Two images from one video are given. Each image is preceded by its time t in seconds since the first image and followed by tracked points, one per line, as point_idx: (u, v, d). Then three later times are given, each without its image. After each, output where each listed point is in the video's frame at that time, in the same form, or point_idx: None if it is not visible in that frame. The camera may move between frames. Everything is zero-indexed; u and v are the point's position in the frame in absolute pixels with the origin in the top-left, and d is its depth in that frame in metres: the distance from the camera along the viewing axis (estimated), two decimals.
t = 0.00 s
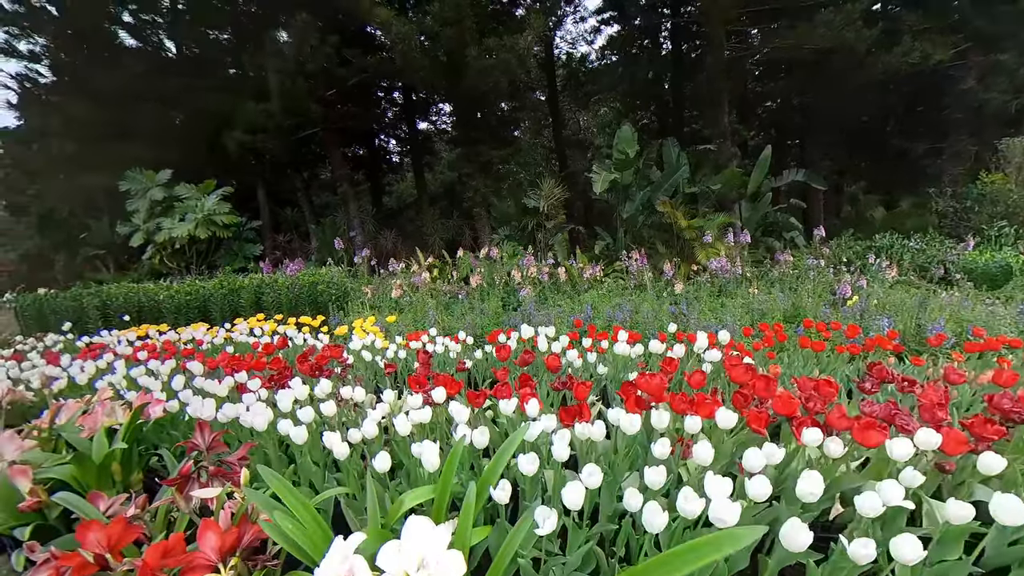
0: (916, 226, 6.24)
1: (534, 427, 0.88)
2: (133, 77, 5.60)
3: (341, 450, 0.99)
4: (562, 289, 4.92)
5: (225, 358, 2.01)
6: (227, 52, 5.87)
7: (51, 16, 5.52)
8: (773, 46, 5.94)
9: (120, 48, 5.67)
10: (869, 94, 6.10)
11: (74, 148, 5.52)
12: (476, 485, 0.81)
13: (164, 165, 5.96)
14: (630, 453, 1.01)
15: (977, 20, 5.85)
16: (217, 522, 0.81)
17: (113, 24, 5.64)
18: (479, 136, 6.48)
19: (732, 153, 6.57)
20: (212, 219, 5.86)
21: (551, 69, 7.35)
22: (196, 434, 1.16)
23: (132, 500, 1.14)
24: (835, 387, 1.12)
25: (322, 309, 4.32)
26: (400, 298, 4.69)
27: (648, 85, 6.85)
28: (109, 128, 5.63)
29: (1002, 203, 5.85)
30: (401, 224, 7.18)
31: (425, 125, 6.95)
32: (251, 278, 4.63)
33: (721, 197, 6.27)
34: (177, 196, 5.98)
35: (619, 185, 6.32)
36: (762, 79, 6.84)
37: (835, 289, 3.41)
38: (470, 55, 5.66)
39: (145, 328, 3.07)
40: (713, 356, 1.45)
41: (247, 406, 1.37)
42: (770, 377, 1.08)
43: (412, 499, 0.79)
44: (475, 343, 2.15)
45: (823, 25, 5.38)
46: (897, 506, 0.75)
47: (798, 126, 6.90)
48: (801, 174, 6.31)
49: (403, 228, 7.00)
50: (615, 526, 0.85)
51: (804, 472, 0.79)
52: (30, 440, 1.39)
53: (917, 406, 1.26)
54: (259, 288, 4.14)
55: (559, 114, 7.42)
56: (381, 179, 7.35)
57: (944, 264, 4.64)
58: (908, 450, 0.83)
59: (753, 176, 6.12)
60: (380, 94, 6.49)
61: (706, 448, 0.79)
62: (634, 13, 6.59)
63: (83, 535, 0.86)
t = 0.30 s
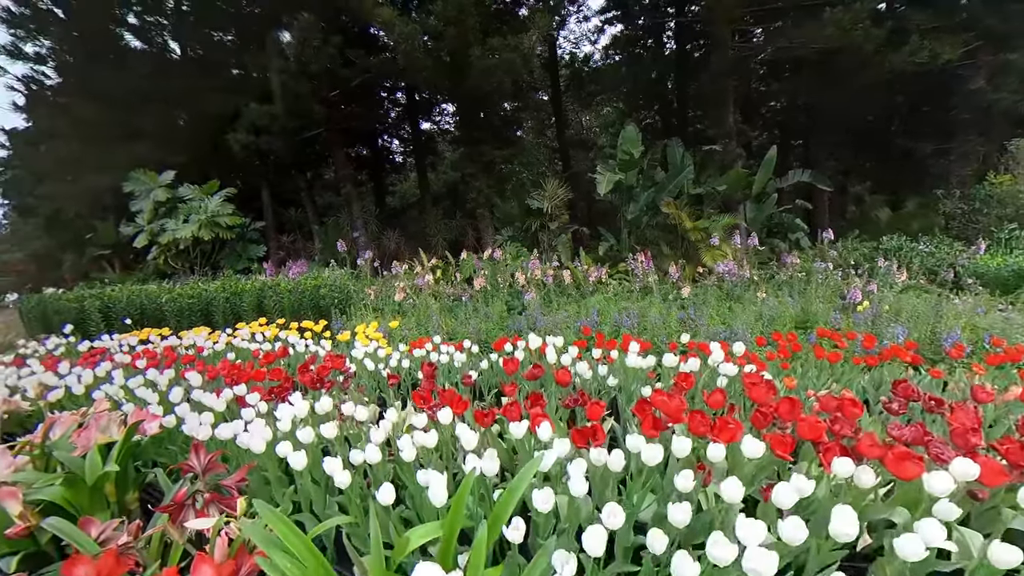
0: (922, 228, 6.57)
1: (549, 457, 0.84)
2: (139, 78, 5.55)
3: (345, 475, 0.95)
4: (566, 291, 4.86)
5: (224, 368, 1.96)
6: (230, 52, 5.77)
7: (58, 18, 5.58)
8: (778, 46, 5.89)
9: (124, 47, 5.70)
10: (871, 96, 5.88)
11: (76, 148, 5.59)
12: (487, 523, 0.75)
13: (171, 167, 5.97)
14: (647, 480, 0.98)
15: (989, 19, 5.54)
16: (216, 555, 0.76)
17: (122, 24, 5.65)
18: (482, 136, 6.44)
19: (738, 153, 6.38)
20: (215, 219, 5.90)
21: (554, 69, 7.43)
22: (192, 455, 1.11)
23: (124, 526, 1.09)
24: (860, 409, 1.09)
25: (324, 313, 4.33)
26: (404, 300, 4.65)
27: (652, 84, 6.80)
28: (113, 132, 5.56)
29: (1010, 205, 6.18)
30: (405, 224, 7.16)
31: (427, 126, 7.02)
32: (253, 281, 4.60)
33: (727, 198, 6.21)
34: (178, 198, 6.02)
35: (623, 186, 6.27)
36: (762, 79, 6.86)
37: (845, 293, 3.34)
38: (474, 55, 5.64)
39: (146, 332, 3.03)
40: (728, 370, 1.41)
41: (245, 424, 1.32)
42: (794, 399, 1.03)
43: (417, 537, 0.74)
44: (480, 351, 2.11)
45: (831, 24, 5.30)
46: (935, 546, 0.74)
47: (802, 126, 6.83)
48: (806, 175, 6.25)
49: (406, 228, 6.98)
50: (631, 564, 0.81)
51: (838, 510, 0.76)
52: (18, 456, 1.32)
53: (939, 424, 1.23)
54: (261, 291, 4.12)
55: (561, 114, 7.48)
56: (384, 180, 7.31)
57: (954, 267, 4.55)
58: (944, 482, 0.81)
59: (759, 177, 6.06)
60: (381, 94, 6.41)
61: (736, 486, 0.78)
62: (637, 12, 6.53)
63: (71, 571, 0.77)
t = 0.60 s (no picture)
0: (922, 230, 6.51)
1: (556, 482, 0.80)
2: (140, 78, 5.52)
3: (346, 497, 0.92)
4: (567, 294, 4.81)
5: (222, 377, 1.93)
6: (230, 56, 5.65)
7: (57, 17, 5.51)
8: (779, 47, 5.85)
9: (124, 47, 5.10)
10: (874, 95, 5.87)
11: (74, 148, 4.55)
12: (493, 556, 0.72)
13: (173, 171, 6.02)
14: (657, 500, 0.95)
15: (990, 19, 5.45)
16: None
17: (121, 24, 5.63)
18: (482, 136, 6.40)
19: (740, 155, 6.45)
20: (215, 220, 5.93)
21: (556, 69, 7.38)
22: (185, 475, 1.07)
23: (116, 548, 1.05)
24: (874, 426, 1.07)
25: (324, 316, 4.29)
26: (404, 303, 4.61)
27: (652, 84, 6.77)
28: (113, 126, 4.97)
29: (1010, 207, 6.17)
30: (405, 225, 7.15)
31: (428, 125, 6.88)
32: (252, 283, 4.57)
33: (728, 199, 6.19)
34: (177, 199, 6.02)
35: (624, 187, 6.25)
36: (766, 79, 6.71)
37: (849, 297, 3.31)
38: (474, 55, 5.61)
39: (145, 336, 3.00)
40: (737, 383, 1.38)
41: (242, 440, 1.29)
42: (809, 417, 1.00)
43: (420, 567, 0.69)
44: (482, 359, 2.07)
45: (833, 25, 5.25)
46: None
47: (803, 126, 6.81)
48: (807, 176, 6.24)
49: (407, 229, 6.96)
50: None
51: (857, 541, 0.73)
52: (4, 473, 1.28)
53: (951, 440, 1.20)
54: (260, 294, 4.08)
55: (562, 114, 7.41)
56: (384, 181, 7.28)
57: (957, 270, 4.50)
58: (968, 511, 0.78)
59: (759, 178, 6.05)
60: (382, 95, 6.35)
61: (754, 518, 0.74)
62: (638, 11, 6.35)
63: None
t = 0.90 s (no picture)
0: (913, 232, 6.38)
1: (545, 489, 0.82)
2: (138, 79, 5.54)
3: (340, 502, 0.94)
4: (563, 295, 4.82)
5: (218, 381, 1.94)
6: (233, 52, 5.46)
7: (53, 16, 5.46)
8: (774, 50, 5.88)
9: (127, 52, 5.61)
10: (869, 98, 5.90)
11: (72, 147, 5.56)
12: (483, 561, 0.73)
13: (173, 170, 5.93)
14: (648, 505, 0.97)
15: (984, 24, 5.41)
16: None
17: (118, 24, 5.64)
18: (479, 137, 6.38)
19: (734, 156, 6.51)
20: (212, 221, 5.86)
21: (554, 70, 7.38)
22: (182, 481, 1.09)
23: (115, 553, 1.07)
24: (860, 432, 1.09)
25: (321, 318, 4.31)
26: (401, 304, 4.63)
27: (648, 86, 6.79)
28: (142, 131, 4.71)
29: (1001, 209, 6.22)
30: (403, 225, 7.18)
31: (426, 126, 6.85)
32: (249, 284, 4.58)
33: (722, 200, 6.27)
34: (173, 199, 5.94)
35: (620, 189, 6.30)
36: (760, 82, 6.74)
37: (839, 300, 3.35)
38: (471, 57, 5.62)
39: (142, 337, 3.01)
40: (727, 388, 1.40)
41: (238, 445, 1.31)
42: (796, 424, 1.02)
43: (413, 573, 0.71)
44: (476, 361, 2.08)
45: (827, 29, 5.28)
46: None
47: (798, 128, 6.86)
48: (801, 178, 6.29)
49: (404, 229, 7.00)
50: None
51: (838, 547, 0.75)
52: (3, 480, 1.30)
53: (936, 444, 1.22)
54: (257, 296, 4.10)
55: (559, 114, 7.40)
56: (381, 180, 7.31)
57: (947, 272, 4.55)
58: (946, 519, 0.79)
59: (754, 179, 6.10)
60: (380, 95, 6.33)
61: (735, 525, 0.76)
62: (635, 13, 6.47)
63: None
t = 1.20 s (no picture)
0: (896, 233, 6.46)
1: (502, 473, 0.88)
2: (133, 78, 5.58)
3: (315, 488, 1.00)
4: (551, 294, 4.89)
5: (209, 378, 2.00)
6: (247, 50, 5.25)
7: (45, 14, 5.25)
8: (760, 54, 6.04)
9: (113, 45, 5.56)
10: (853, 100, 6.05)
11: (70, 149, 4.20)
12: (441, 537, 0.79)
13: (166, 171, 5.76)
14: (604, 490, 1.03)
15: (962, 32, 5.64)
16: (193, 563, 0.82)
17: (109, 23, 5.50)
18: (471, 138, 6.44)
19: (721, 158, 6.66)
20: (205, 221, 5.94)
21: (547, 71, 7.12)
22: (173, 469, 1.16)
23: (111, 535, 1.14)
24: (809, 425, 1.16)
25: (312, 316, 4.38)
26: (393, 302, 4.71)
27: (640, 88, 6.82)
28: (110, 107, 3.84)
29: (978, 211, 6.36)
30: (395, 225, 7.24)
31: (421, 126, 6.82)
32: (241, 283, 4.63)
33: (709, 201, 6.40)
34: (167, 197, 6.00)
35: (610, 189, 6.39)
36: (751, 84, 6.74)
37: (816, 299, 3.43)
38: (461, 59, 5.68)
39: (135, 337, 3.05)
40: (691, 384, 1.47)
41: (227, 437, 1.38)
42: (744, 416, 1.08)
43: (379, 548, 0.78)
44: (458, 358, 2.14)
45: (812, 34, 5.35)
46: (856, 565, 0.77)
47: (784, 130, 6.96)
48: (787, 179, 6.42)
49: (396, 229, 7.06)
50: None
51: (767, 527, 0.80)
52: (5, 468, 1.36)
53: (885, 439, 1.28)
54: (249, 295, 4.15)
55: (551, 116, 7.20)
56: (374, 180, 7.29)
57: (922, 273, 4.67)
58: (870, 504, 0.85)
59: (741, 181, 6.20)
60: (377, 94, 6.39)
61: (670, 507, 0.82)
62: (627, 16, 6.56)
63: None
